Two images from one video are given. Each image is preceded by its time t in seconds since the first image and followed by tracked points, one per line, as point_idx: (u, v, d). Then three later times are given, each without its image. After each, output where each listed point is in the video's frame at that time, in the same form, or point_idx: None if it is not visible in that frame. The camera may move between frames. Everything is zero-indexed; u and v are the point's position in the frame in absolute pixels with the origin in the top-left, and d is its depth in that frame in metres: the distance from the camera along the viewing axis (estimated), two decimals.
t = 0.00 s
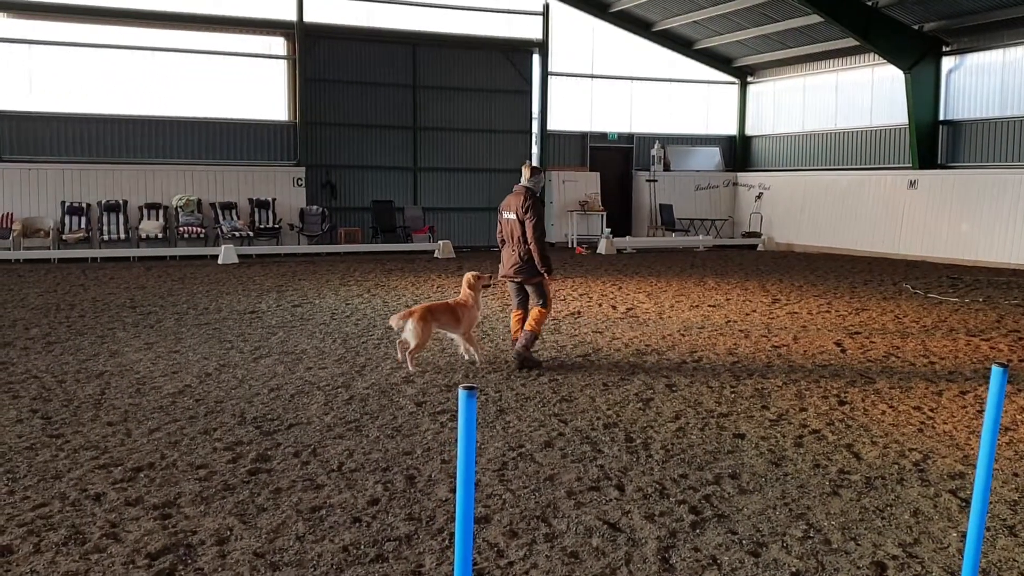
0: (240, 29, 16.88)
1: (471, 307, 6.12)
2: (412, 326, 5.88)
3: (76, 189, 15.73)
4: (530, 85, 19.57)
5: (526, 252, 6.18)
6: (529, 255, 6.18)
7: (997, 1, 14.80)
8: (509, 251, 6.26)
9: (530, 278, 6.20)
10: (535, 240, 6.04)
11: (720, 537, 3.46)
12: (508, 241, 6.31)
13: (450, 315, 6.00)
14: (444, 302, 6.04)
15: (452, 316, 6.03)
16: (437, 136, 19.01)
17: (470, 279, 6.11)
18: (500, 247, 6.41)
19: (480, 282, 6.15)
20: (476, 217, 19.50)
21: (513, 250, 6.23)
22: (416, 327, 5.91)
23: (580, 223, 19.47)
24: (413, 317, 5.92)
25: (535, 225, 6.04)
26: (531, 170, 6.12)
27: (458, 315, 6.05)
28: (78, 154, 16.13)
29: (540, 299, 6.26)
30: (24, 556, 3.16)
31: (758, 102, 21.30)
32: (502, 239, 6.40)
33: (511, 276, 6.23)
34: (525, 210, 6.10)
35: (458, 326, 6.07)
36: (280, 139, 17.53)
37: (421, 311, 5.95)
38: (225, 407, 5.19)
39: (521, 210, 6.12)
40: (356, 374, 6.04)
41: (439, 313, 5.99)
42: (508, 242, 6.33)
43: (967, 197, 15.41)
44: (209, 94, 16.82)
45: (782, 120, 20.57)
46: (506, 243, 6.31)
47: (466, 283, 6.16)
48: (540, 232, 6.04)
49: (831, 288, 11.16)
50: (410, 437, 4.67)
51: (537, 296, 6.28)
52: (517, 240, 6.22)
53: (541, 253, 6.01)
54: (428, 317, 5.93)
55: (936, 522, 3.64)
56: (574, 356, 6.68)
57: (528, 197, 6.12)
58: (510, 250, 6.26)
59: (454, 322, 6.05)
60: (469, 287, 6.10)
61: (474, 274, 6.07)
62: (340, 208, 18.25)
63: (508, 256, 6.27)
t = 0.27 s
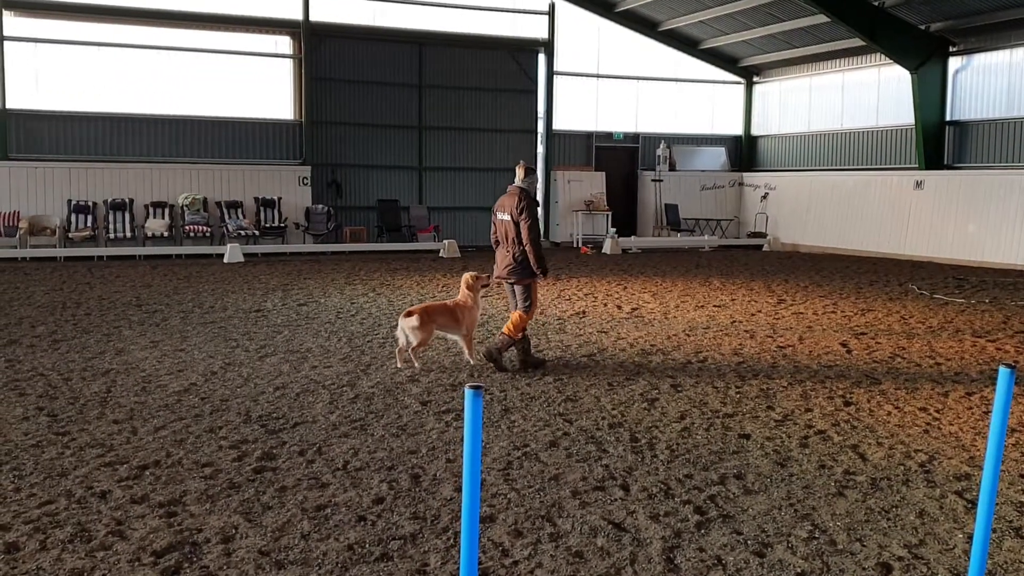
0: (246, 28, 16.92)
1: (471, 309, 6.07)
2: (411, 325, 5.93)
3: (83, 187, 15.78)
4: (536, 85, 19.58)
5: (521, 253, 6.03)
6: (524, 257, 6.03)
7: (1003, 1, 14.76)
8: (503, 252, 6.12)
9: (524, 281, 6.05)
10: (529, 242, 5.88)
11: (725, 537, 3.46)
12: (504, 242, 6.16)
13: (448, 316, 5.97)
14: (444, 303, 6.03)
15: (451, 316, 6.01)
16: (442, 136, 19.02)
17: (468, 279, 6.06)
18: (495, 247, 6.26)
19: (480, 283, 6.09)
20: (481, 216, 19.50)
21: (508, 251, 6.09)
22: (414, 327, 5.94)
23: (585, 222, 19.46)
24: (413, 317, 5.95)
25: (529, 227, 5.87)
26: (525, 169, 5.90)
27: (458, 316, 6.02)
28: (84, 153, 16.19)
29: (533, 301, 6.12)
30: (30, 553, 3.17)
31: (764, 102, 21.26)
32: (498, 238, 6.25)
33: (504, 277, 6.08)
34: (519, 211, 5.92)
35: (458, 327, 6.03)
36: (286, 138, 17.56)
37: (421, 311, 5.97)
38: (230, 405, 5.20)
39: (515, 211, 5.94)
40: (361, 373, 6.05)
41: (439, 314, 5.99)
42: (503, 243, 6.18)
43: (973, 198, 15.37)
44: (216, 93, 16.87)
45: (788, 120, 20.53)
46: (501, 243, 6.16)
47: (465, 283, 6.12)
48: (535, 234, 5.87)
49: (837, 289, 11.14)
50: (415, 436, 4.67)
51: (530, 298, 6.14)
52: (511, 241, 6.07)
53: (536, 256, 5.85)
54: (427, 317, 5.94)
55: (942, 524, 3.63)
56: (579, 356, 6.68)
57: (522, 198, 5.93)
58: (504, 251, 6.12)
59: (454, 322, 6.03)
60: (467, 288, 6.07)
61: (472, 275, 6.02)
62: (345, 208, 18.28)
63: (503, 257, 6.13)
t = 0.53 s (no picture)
0: (250, 28, 16.96)
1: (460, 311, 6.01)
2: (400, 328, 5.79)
3: (86, 187, 15.81)
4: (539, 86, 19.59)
5: (508, 255, 5.99)
6: (511, 259, 5.98)
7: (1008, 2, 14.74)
8: (491, 254, 6.07)
9: (510, 283, 5.99)
10: (517, 244, 5.83)
11: (729, 538, 3.45)
12: (492, 243, 6.12)
13: (438, 318, 5.89)
14: (433, 306, 5.94)
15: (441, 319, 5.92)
16: (446, 136, 19.03)
17: (457, 282, 6.01)
18: (483, 249, 6.21)
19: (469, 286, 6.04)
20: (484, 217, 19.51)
21: (495, 252, 6.04)
22: (404, 330, 5.80)
23: (588, 223, 19.46)
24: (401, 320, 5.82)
25: (517, 229, 5.82)
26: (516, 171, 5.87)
27: (448, 318, 5.94)
28: (88, 153, 16.21)
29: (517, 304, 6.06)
30: (35, 552, 3.18)
31: (768, 102, 21.24)
32: (486, 240, 6.20)
33: (491, 279, 6.03)
34: (508, 213, 5.87)
35: (447, 330, 5.95)
36: (290, 139, 17.58)
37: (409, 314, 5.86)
38: (234, 405, 5.21)
39: (504, 213, 5.89)
40: (364, 373, 6.05)
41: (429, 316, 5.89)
42: (491, 244, 6.14)
43: (977, 199, 15.34)
44: (220, 94, 16.90)
45: (791, 121, 20.52)
46: (489, 245, 6.12)
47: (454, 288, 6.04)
48: (523, 236, 5.82)
49: (840, 290, 11.13)
50: (418, 436, 4.67)
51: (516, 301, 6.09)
52: (499, 243, 6.02)
53: (522, 258, 5.80)
54: (417, 320, 5.83)
55: (946, 525, 3.63)
56: (582, 356, 6.68)
57: (512, 199, 5.88)
58: (492, 252, 6.07)
59: (443, 325, 5.94)
60: (456, 292, 6.00)
61: (461, 278, 5.98)
62: (349, 208, 18.29)
63: (490, 258, 6.08)
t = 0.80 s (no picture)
0: (251, 28, 16.95)
1: (445, 311, 5.97)
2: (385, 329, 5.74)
3: (88, 187, 15.82)
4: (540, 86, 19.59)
5: (495, 255, 5.94)
6: (498, 259, 5.93)
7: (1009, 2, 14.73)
8: (478, 254, 6.03)
9: (497, 283, 5.95)
10: (505, 244, 5.79)
11: (730, 539, 3.46)
12: (480, 243, 6.08)
13: (422, 318, 5.85)
14: (417, 306, 5.90)
15: (424, 319, 5.89)
16: (447, 136, 19.03)
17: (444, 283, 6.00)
18: (472, 249, 6.18)
19: (455, 287, 5.99)
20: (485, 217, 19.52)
21: (483, 252, 6.01)
22: (387, 331, 5.76)
23: (589, 223, 19.47)
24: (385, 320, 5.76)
25: (506, 228, 5.79)
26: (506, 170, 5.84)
27: (430, 318, 5.91)
28: (89, 153, 16.22)
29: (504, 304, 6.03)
30: (37, 552, 3.18)
31: (769, 103, 21.25)
32: (474, 240, 6.16)
33: (478, 279, 5.98)
34: (497, 212, 5.85)
35: (430, 329, 5.93)
36: (291, 139, 17.58)
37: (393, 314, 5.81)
38: (235, 405, 5.21)
39: (493, 212, 5.86)
40: (365, 373, 6.05)
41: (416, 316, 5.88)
42: (479, 244, 6.10)
43: (978, 199, 15.34)
44: (221, 94, 16.90)
45: (792, 121, 20.52)
46: (477, 245, 6.07)
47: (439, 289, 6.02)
48: (511, 236, 5.79)
49: (841, 290, 11.13)
50: (420, 436, 4.68)
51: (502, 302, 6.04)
52: (487, 243, 5.98)
53: (509, 257, 5.77)
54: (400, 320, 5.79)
55: (947, 526, 3.63)
56: (583, 357, 6.69)
57: (501, 199, 5.86)
58: (479, 252, 6.03)
59: (426, 325, 5.91)
60: (443, 293, 5.95)
61: (448, 280, 5.92)
62: (350, 208, 18.29)
63: (478, 258, 6.04)
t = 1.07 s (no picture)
0: (252, 28, 16.94)
1: (432, 312, 5.98)
2: (367, 327, 5.76)
3: (89, 186, 15.82)
4: (541, 86, 19.60)
5: (487, 256, 5.96)
6: (490, 260, 5.96)
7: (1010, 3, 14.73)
8: (468, 254, 6.05)
9: (489, 284, 5.97)
10: (497, 245, 5.83)
11: (732, 539, 3.46)
12: (469, 244, 6.09)
13: (408, 319, 5.85)
14: (404, 305, 5.90)
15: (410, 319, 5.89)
16: (447, 136, 19.03)
17: (430, 282, 6.00)
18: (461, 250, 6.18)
19: (442, 285, 6.02)
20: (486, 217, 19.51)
21: (474, 252, 6.01)
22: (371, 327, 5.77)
23: (590, 223, 19.49)
24: (368, 318, 5.80)
25: (497, 229, 5.83)
26: (495, 170, 5.88)
27: (417, 319, 5.91)
28: (90, 152, 16.22)
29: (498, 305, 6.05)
30: (39, 551, 3.18)
31: (769, 103, 21.25)
32: (463, 241, 6.18)
33: (469, 280, 6.00)
34: (487, 212, 5.88)
35: (415, 329, 5.92)
36: (292, 139, 17.57)
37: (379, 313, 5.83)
38: (237, 404, 5.21)
39: (483, 213, 5.89)
40: (366, 373, 6.06)
41: (398, 315, 5.86)
42: (469, 245, 6.11)
43: (979, 200, 15.35)
44: (222, 93, 16.90)
45: (793, 122, 20.53)
46: (467, 246, 6.09)
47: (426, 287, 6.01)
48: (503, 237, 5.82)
49: (842, 291, 11.14)
50: (421, 436, 4.68)
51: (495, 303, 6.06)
52: (478, 243, 6.00)
53: (502, 258, 5.80)
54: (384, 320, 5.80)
55: (948, 525, 3.64)
56: (585, 356, 6.70)
57: (491, 199, 5.89)
58: (470, 253, 6.05)
59: (413, 325, 5.91)
60: (430, 291, 5.98)
61: (436, 278, 5.95)
62: (351, 208, 18.30)
63: (468, 259, 6.05)
